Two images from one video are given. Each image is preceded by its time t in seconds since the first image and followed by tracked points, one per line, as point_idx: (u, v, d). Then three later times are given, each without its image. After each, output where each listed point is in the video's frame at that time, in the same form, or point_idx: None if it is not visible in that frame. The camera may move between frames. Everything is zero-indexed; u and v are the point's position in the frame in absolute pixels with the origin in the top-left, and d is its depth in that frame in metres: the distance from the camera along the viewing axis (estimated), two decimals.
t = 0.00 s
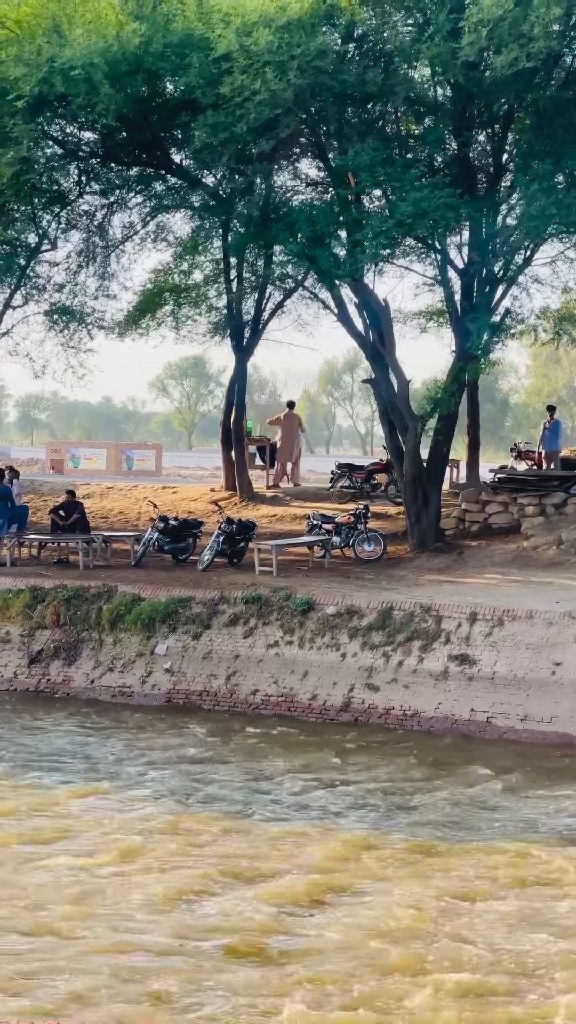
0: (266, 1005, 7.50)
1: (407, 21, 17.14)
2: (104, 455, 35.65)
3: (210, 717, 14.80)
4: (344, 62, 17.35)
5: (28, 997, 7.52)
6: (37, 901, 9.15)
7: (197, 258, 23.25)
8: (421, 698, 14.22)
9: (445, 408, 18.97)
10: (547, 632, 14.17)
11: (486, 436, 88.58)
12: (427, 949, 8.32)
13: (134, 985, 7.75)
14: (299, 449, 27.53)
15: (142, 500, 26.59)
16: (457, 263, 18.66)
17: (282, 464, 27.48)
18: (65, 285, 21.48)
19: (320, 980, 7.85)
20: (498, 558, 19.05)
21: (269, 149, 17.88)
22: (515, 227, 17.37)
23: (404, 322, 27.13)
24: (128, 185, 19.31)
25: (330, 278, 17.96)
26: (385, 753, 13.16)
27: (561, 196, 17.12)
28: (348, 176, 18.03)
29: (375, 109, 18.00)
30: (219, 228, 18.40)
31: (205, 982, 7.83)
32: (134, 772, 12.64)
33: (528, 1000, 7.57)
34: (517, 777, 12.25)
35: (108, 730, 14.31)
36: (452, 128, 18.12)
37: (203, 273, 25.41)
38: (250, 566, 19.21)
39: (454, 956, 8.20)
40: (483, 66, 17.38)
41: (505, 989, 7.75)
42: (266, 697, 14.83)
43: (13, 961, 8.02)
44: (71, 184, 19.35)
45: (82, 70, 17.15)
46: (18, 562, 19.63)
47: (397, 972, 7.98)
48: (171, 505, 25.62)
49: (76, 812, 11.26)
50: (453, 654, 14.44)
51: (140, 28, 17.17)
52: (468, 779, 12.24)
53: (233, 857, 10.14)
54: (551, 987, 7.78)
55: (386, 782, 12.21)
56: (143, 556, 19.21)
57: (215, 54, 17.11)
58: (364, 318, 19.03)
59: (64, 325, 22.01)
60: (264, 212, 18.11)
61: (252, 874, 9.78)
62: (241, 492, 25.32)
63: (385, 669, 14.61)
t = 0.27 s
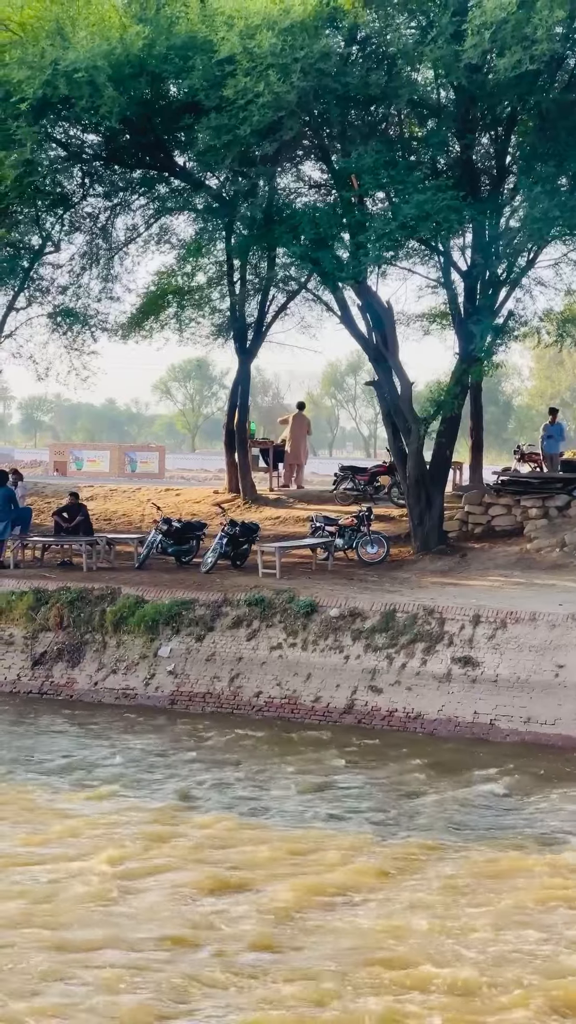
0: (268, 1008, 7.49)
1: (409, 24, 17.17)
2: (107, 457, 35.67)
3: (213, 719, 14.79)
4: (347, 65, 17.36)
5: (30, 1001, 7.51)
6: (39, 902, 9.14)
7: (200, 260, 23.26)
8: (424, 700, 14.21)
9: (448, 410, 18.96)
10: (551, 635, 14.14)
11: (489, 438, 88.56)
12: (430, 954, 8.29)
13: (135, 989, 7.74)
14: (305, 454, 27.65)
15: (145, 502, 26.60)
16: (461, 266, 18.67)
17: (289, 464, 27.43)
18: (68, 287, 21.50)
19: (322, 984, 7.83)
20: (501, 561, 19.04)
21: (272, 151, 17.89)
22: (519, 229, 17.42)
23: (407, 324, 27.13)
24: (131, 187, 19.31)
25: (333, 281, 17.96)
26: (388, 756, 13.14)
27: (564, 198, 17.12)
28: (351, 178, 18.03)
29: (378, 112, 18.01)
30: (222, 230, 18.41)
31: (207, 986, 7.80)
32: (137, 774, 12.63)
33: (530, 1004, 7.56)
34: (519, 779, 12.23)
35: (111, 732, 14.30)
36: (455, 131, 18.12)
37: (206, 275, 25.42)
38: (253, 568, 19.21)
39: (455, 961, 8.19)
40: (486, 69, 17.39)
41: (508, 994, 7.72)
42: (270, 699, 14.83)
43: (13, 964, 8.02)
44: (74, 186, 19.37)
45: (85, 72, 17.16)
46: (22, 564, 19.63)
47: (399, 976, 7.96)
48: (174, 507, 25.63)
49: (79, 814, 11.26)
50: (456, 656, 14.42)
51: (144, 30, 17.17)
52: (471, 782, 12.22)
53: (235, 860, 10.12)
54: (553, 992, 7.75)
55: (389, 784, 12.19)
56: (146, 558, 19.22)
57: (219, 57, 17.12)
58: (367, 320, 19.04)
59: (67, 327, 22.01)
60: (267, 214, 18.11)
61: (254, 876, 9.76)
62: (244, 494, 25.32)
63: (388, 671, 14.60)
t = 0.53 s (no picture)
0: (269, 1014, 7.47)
1: (412, 27, 17.18)
2: (110, 461, 35.68)
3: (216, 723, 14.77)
4: (350, 68, 17.37)
5: (32, 1007, 7.50)
6: (39, 906, 9.13)
7: (204, 264, 23.27)
8: (427, 703, 14.18)
9: (451, 413, 18.94)
10: (554, 638, 14.09)
11: (493, 441, 88.52)
12: (433, 959, 8.27)
13: (137, 995, 7.72)
14: (309, 458, 27.62)
15: (148, 505, 26.59)
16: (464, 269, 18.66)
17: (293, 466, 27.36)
18: (71, 291, 21.51)
19: (325, 990, 7.81)
20: (504, 564, 19.01)
21: (276, 155, 17.89)
22: (522, 233, 17.43)
23: (410, 327, 27.11)
24: (134, 191, 19.30)
25: (336, 284, 17.95)
26: (391, 759, 13.12)
27: (567, 202, 17.11)
28: (354, 182, 18.04)
29: (381, 115, 18.02)
30: (225, 234, 18.45)
31: (209, 992, 7.79)
32: (139, 777, 12.62)
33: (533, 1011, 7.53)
34: (522, 783, 12.20)
35: (113, 735, 14.29)
36: (459, 134, 18.12)
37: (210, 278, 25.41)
38: (256, 572, 19.19)
39: (458, 967, 8.17)
40: (489, 72, 17.39)
41: (511, 1000, 7.70)
42: (273, 703, 14.81)
43: (15, 970, 8.01)
44: (78, 190, 19.39)
45: (88, 76, 17.18)
46: (25, 567, 19.63)
47: (402, 982, 7.94)
48: (178, 511, 25.62)
49: (81, 818, 11.24)
50: (459, 659, 14.39)
51: (147, 34, 17.18)
52: (474, 785, 12.19)
53: (237, 864, 10.10)
54: (556, 999, 7.73)
55: (391, 787, 12.16)
56: (149, 561, 19.21)
57: (222, 60, 17.13)
58: (370, 323, 19.02)
59: (70, 331, 22.02)
60: (270, 218, 18.10)
61: (256, 880, 9.74)
62: (247, 498, 25.31)
63: (392, 675, 14.57)
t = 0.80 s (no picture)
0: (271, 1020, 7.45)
1: (415, 30, 17.19)
2: (113, 464, 35.67)
3: (219, 726, 14.77)
4: (353, 71, 17.38)
5: (33, 1012, 7.48)
6: (40, 910, 9.11)
7: (206, 266, 23.28)
8: (430, 706, 14.18)
9: (453, 416, 18.92)
10: (556, 641, 14.05)
11: (495, 444, 88.51)
12: (435, 964, 8.25)
13: (138, 1000, 7.70)
14: (312, 461, 27.46)
15: (151, 508, 26.59)
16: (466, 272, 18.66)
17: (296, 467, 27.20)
18: (74, 293, 21.52)
19: (327, 995, 7.79)
20: (506, 567, 19.00)
21: (278, 157, 17.89)
22: (524, 235, 17.44)
23: (413, 329, 27.08)
24: (136, 193, 19.31)
25: (339, 287, 17.94)
26: (393, 762, 13.09)
27: (570, 204, 17.10)
28: (356, 184, 18.04)
29: (383, 117, 18.01)
30: (228, 236, 18.59)
31: (210, 996, 7.77)
32: (141, 781, 12.60)
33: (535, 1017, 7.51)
34: (525, 786, 12.18)
35: (115, 739, 14.28)
36: (461, 137, 18.11)
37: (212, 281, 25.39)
38: (258, 574, 19.18)
39: (461, 971, 8.15)
40: (491, 75, 17.39)
41: (513, 1006, 7.68)
42: (275, 706, 14.80)
43: (16, 974, 7.99)
44: (80, 192, 19.40)
45: (91, 79, 17.19)
46: (27, 570, 19.62)
47: (404, 987, 7.92)
48: (180, 513, 25.62)
49: (83, 821, 11.21)
50: (462, 662, 14.36)
51: (150, 36, 17.19)
52: (477, 788, 12.16)
53: (239, 867, 10.08)
54: (558, 1005, 7.71)
55: (394, 790, 12.13)
56: (152, 564, 19.19)
57: (224, 63, 17.13)
58: (373, 326, 19.01)
59: (72, 334, 22.03)
60: (273, 220, 18.08)
61: (258, 883, 9.72)
62: (250, 500, 25.29)
63: (394, 678, 14.55)
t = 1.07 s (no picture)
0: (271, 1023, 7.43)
1: (417, 33, 17.21)
2: (115, 466, 35.69)
3: (222, 728, 14.75)
4: (355, 74, 17.39)
5: (33, 1014, 7.47)
6: (41, 913, 9.09)
7: (208, 269, 23.28)
8: (432, 708, 14.16)
9: (456, 418, 18.90)
10: (558, 643, 14.03)
11: (497, 446, 88.48)
12: (437, 966, 8.23)
13: (139, 1003, 7.69)
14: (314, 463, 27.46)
15: (153, 510, 26.59)
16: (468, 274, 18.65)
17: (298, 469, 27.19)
18: (76, 296, 21.53)
19: (328, 997, 7.78)
20: (509, 569, 18.98)
21: (280, 160, 17.89)
22: (527, 238, 17.43)
23: (415, 332, 27.06)
24: (139, 195, 19.38)
25: (341, 289, 17.93)
26: (396, 765, 13.07)
27: (572, 207, 17.10)
28: (358, 187, 18.04)
29: (386, 120, 18.02)
30: (230, 239, 18.60)
31: (212, 999, 7.76)
32: (143, 783, 12.59)
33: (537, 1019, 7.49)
34: (527, 788, 12.15)
35: (118, 741, 14.26)
36: (463, 139, 18.11)
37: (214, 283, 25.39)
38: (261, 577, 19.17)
39: (462, 973, 8.13)
40: (493, 77, 17.37)
41: (515, 1009, 7.66)
42: (277, 708, 14.79)
43: (16, 977, 7.98)
44: (82, 194, 19.42)
45: (93, 82, 17.21)
46: (30, 572, 19.62)
47: (405, 990, 7.90)
48: (182, 516, 25.62)
49: (85, 824, 11.20)
50: (464, 664, 14.34)
51: (152, 39, 17.21)
52: (479, 791, 12.14)
53: (240, 869, 10.07)
54: (561, 1008, 7.68)
55: (397, 793, 12.11)
56: (154, 566, 19.18)
57: (227, 66, 17.14)
58: (375, 329, 19.00)
59: (75, 336, 22.04)
60: (275, 223, 18.06)
61: (260, 885, 9.70)
62: (252, 503, 25.28)
63: (396, 680, 14.54)
